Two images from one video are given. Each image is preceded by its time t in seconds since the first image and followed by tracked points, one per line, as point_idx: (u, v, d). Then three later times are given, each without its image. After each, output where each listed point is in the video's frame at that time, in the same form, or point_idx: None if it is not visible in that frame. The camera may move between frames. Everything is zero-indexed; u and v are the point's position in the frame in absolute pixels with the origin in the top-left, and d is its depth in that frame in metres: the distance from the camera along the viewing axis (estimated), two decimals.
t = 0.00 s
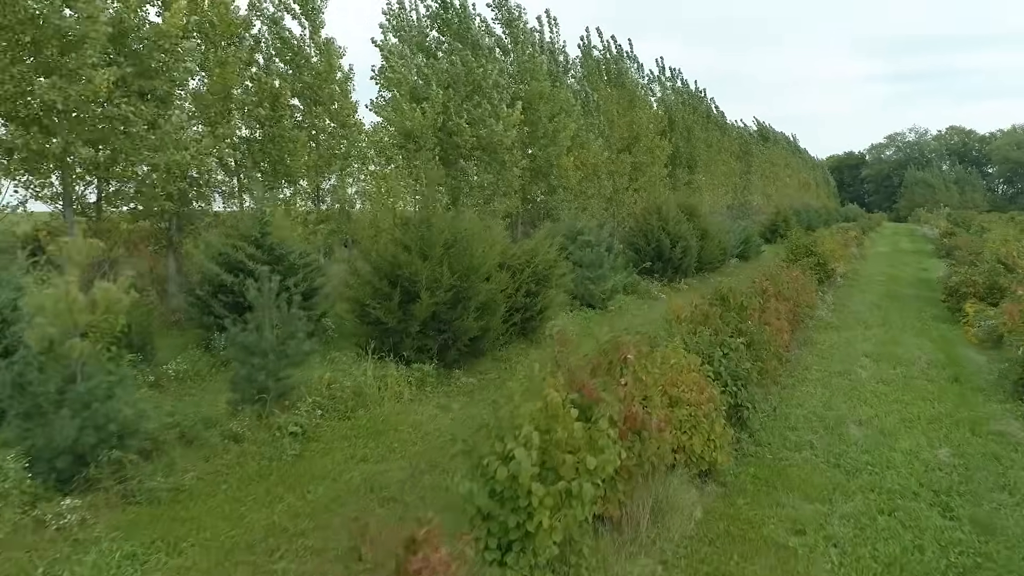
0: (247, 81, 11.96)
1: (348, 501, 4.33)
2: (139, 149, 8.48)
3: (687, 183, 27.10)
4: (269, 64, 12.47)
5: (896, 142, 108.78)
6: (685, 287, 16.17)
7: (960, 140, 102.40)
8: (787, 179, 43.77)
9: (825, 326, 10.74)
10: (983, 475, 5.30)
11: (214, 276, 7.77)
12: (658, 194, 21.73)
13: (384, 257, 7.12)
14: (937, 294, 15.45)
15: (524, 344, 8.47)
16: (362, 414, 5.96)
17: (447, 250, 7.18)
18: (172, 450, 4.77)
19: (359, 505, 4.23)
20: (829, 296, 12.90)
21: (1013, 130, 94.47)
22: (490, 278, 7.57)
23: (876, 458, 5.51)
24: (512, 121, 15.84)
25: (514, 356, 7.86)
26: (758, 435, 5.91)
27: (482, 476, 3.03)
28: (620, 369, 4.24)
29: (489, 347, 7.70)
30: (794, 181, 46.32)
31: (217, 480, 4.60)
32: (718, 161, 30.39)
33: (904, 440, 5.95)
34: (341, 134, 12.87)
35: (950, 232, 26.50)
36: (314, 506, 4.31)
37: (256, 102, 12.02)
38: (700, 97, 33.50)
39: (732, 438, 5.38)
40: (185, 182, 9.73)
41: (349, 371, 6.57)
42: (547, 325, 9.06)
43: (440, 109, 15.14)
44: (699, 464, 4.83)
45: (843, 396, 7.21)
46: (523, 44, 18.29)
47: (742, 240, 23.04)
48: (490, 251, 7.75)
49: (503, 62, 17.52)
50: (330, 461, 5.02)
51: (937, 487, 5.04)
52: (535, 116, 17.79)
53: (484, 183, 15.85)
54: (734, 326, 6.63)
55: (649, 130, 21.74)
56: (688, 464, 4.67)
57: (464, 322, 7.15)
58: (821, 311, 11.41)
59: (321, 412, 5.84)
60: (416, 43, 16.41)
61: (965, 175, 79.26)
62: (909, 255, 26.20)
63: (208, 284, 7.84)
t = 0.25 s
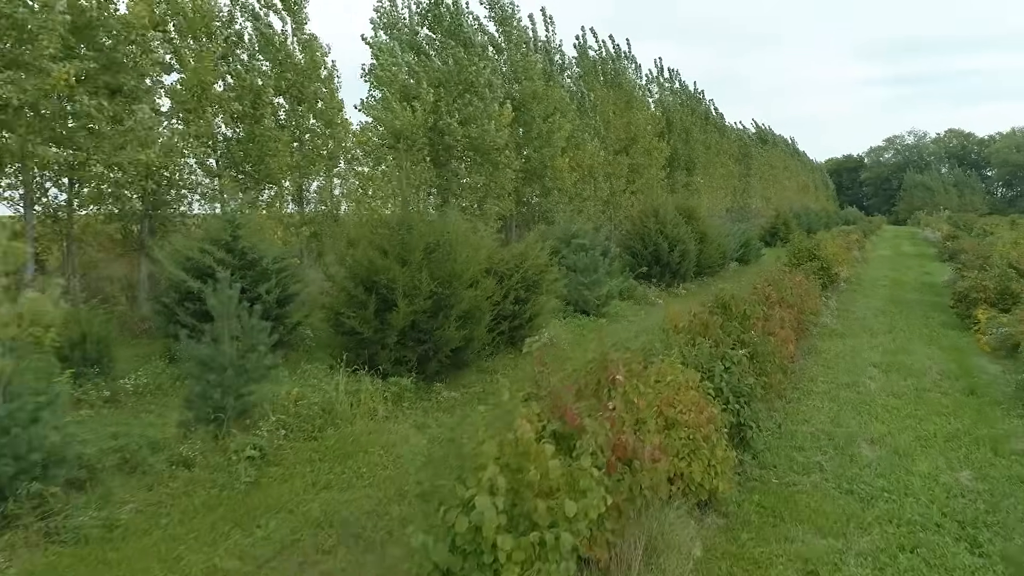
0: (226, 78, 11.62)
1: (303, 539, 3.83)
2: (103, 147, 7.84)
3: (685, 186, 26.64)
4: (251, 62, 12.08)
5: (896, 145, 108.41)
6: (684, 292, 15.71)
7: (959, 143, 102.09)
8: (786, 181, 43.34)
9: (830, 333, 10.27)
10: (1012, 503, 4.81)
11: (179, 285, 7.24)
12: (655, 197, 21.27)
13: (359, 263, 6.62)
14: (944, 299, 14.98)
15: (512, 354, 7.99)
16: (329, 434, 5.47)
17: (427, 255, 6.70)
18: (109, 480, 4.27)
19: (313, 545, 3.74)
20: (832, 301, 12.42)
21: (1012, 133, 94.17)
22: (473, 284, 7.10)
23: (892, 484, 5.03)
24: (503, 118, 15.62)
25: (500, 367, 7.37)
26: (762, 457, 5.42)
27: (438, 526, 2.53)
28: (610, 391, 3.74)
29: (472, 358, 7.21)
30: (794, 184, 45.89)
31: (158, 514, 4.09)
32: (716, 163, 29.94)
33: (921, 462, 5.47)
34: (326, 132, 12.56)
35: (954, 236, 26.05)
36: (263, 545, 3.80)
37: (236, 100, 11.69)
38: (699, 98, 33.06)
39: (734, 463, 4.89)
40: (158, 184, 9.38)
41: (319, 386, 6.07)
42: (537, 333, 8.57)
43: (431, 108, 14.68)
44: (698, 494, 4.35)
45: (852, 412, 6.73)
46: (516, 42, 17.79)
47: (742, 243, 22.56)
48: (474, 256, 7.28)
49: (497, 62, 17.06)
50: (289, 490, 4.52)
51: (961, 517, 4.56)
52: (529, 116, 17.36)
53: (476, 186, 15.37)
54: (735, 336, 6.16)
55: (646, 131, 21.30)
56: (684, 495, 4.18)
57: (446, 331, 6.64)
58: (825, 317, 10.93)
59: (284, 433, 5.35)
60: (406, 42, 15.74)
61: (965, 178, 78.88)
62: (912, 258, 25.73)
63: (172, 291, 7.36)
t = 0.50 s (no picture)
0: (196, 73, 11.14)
1: None
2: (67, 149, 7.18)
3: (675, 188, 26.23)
4: (224, 56, 11.61)
5: (885, 148, 108.60)
6: (674, 297, 15.26)
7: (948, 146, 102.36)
8: (777, 184, 43.04)
9: (826, 341, 9.82)
10: None
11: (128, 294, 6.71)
12: (645, 199, 20.83)
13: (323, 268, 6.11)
14: (941, 304, 14.58)
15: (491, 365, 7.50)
16: (283, 458, 4.96)
17: (396, 259, 6.19)
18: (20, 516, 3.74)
19: None
20: (827, 307, 11.99)
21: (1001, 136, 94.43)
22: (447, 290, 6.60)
23: (903, 513, 4.56)
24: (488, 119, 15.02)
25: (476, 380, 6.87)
26: (759, 481, 4.94)
27: None
28: (589, 418, 3.26)
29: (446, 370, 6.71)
30: (784, 187, 45.61)
31: (74, 556, 3.57)
32: (707, 165, 29.56)
33: (931, 486, 5.01)
34: (301, 131, 12.20)
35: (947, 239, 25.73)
36: None
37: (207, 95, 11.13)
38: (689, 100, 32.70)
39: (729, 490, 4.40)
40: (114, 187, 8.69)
41: (276, 403, 5.56)
42: (517, 342, 8.08)
43: (412, 106, 14.19)
44: (688, 529, 3.87)
45: (854, 428, 6.27)
46: (502, 40, 17.31)
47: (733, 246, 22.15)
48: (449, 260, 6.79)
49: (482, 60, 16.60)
50: (230, 525, 4.01)
51: (982, 552, 4.10)
52: (515, 116, 16.89)
53: (460, 188, 14.86)
54: (727, 346, 5.70)
55: (636, 132, 20.88)
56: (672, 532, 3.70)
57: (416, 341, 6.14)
58: (820, 323, 10.49)
59: (232, 457, 4.83)
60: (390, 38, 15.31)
61: (953, 181, 78.96)
62: (905, 261, 25.38)
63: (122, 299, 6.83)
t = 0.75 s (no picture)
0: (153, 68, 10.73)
1: None
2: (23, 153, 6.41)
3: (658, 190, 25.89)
4: (188, 51, 11.10)
5: (866, 152, 109.32)
6: (657, 302, 14.84)
7: (927, 150, 103.19)
8: (759, 187, 42.93)
9: (815, 347, 9.44)
10: None
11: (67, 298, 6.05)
12: (627, 201, 20.45)
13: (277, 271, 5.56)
14: (929, 308, 14.27)
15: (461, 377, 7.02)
16: (222, 488, 4.45)
17: (357, 262, 5.68)
18: None
19: None
20: (814, 311, 11.62)
21: (979, 139, 95.27)
22: (412, 298, 6.11)
23: (910, 545, 4.13)
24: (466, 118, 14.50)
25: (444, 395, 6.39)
26: (751, 509, 4.50)
27: None
28: (557, 453, 2.79)
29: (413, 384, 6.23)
30: (767, 189, 45.51)
31: None
32: (690, 167, 29.25)
33: (938, 512, 4.60)
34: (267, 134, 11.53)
35: (931, 242, 25.57)
36: None
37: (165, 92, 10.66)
38: (671, 101, 32.41)
39: (719, 525, 3.96)
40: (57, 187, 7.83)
41: (220, 424, 5.04)
42: (490, 352, 7.61)
43: (386, 104, 13.67)
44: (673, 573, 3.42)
45: (849, 444, 5.85)
46: (481, 37, 16.81)
47: (717, 249, 21.82)
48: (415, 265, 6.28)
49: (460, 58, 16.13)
50: (150, 570, 3.49)
51: None
52: (494, 115, 16.42)
53: (436, 190, 14.36)
54: (715, 359, 5.25)
55: (618, 133, 20.48)
56: None
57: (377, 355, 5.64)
58: (808, 329, 10.10)
59: (164, 487, 4.32)
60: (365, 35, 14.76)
61: (933, 184, 79.47)
62: (889, 264, 25.20)
63: (56, 307, 6.24)
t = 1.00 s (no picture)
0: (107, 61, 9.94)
1: None
2: None
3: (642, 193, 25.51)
4: (148, 48, 10.35)
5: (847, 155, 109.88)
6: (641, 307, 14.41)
7: (908, 153, 103.89)
8: (743, 190, 42.76)
9: (806, 356, 9.03)
10: None
11: None
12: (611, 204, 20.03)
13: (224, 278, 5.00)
14: (918, 313, 13.95)
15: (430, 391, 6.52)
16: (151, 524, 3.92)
17: (313, 268, 5.15)
18: None
19: None
20: (803, 317, 11.22)
21: (959, 143, 96.00)
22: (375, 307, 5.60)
23: None
24: (444, 117, 14.01)
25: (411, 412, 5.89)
26: (747, 546, 4.03)
27: None
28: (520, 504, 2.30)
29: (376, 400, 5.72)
30: (750, 193, 45.37)
31: None
32: (673, 170, 28.93)
33: (953, 545, 4.15)
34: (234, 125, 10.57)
35: (916, 245, 25.36)
36: None
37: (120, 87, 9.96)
38: (655, 104, 32.10)
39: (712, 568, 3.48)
40: None
41: (156, 449, 4.51)
42: (464, 363, 7.12)
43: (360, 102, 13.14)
44: None
45: (849, 465, 5.40)
46: (459, 37, 16.43)
47: (702, 252, 21.45)
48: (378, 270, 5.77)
49: (438, 56, 15.68)
50: None
51: None
52: (473, 115, 15.94)
53: (412, 190, 13.53)
54: (705, 373, 4.77)
55: (601, 134, 20.08)
56: None
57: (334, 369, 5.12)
58: (799, 337, 9.69)
59: (83, 525, 3.78)
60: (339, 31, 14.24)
61: (915, 187, 79.87)
62: (875, 267, 24.95)
63: None
